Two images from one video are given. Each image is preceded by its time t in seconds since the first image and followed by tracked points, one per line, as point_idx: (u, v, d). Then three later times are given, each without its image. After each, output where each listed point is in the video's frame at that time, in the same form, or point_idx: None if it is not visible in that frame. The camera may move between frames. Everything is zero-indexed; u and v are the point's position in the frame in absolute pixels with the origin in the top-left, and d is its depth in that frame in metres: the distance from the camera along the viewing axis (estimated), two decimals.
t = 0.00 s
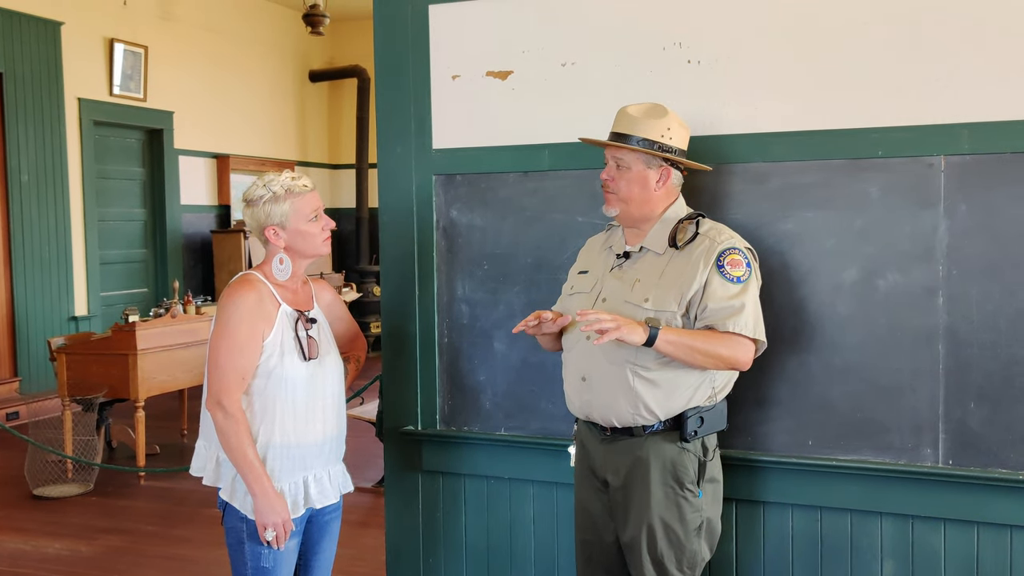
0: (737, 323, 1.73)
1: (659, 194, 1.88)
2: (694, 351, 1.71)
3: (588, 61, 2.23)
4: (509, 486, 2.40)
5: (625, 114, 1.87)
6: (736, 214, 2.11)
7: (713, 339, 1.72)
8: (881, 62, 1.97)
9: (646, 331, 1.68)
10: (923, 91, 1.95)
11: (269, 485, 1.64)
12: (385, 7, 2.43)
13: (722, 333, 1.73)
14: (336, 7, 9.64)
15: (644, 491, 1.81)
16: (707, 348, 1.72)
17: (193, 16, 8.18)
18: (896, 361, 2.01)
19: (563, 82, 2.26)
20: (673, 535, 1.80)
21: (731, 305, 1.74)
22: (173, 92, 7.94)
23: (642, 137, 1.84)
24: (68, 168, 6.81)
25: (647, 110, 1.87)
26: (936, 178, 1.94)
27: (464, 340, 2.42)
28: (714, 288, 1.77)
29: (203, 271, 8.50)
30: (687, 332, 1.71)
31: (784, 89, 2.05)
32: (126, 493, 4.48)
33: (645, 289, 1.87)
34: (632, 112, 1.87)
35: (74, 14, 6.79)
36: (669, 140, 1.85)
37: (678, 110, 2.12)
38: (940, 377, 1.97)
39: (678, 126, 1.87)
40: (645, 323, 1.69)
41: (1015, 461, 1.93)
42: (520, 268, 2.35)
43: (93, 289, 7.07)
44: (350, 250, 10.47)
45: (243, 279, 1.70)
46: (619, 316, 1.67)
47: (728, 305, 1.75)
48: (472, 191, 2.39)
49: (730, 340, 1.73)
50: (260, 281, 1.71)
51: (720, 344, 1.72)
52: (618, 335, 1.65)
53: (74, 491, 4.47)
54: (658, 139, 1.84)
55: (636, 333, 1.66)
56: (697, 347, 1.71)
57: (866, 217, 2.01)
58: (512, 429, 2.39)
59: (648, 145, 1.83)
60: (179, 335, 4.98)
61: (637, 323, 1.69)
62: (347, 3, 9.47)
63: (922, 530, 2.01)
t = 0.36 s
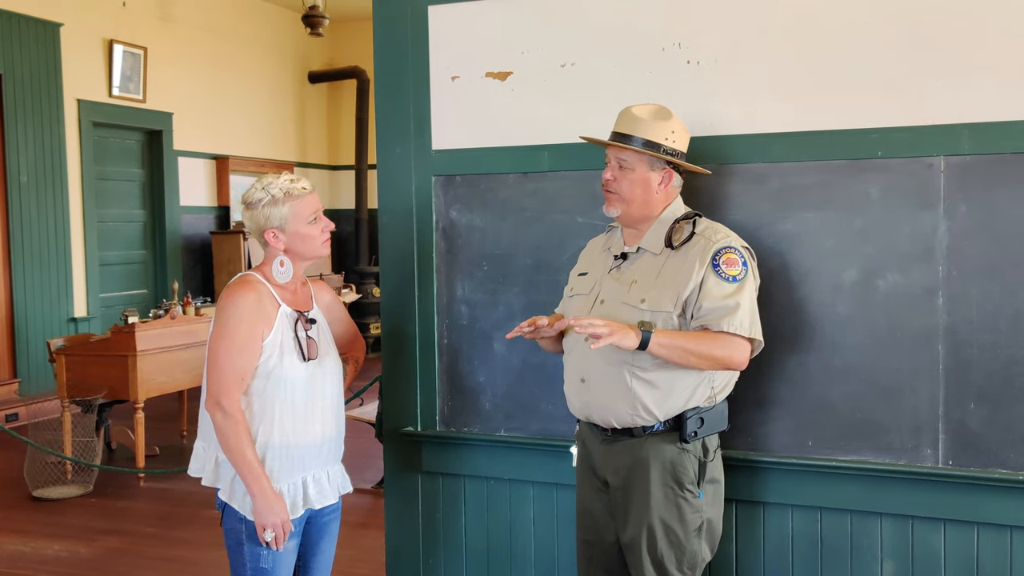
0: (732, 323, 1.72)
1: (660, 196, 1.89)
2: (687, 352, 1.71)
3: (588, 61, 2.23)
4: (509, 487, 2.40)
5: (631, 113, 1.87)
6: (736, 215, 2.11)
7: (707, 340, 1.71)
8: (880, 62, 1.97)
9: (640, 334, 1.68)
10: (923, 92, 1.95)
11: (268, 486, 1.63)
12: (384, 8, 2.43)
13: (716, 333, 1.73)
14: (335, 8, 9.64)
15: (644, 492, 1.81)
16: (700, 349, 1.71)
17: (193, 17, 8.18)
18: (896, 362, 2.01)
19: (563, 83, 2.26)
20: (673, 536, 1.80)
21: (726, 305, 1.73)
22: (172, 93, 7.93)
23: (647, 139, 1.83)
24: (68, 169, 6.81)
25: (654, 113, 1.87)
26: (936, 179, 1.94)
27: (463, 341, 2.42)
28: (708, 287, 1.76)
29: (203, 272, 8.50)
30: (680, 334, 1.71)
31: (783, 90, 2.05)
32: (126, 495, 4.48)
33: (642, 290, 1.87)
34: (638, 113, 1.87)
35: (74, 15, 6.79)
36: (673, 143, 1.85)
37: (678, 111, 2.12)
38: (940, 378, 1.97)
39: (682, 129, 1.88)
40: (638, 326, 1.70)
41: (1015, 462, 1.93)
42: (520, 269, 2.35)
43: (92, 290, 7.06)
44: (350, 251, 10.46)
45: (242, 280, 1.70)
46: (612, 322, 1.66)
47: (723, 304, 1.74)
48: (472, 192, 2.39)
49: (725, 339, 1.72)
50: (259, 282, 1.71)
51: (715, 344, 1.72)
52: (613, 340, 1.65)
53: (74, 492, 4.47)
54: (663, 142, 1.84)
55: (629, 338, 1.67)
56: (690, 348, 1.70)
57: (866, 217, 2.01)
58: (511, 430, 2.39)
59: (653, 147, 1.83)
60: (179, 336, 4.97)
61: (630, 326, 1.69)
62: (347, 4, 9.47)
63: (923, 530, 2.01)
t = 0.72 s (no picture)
0: (732, 325, 1.72)
1: (656, 197, 1.88)
2: (688, 356, 1.71)
3: (587, 63, 2.23)
4: (508, 488, 2.40)
5: (622, 115, 1.87)
6: (735, 216, 2.11)
7: (707, 343, 1.71)
8: (879, 63, 1.98)
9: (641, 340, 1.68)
10: (921, 93, 1.95)
11: (267, 488, 1.63)
12: (383, 9, 2.43)
13: (717, 336, 1.73)
14: (334, 9, 9.65)
15: (644, 493, 1.81)
16: (701, 352, 1.71)
17: (192, 19, 8.18)
18: (895, 363, 2.01)
19: (562, 84, 2.26)
20: (672, 537, 1.80)
21: (726, 307, 1.73)
22: (171, 95, 7.94)
23: (640, 140, 1.83)
24: (67, 170, 6.81)
25: (645, 113, 1.87)
26: (935, 179, 1.95)
27: (463, 342, 2.42)
28: (708, 289, 1.76)
29: (202, 273, 8.50)
30: (680, 338, 1.71)
31: (782, 91, 2.05)
32: (126, 496, 4.48)
33: (641, 292, 1.87)
34: (629, 115, 1.87)
35: (73, 16, 6.79)
36: (667, 142, 1.84)
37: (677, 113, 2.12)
38: (939, 378, 1.97)
39: (675, 128, 1.87)
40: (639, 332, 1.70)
41: (1015, 463, 1.93)
42: (519, 270, 2.35)
43: (92, 291, 7.06)
44: (349, 252, 10.47)
45: (241, 282, 1.69)
46: (613, 330, 1.67)
47: (722, 307, 1.73)
48: (471, 193, 2.39)
49: (725, 342, 1.72)
50: (258, 284, 1.71)
51: (715, 347, 1.72)
52: (615, 349, 1.65)
53: (73, 493, 4.47)
54: (656, 141, 1.83)
55: (630, 345, 1.67)
56: (691, 352, 1.70)
57: (864, 218, 2.01)
58: (511, 431, 2.39)
59: (645, 148, 1.83)
60: (178, 337, 4.97)
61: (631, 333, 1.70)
62: (346, 5, 9.48)
63: (922, 531, 2.01)
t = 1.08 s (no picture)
0: (731, 326, 1.72)
1: (654, 198, 1.88)
2: (688, 357, 1.71)
3: (586, 64, 2.23)
4: (508, 489, 2.40)
5: (619, 117, 1.87)
6: (734, 216, 2.11)
7: (707, 344, 1.71)
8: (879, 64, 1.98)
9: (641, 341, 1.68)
10: (920, 94, 1.95)
11: (269, 490, 1.63)
12: (383, 10, 2.43)
13: (717, 337, 1.73)
14: (334, 10, 9.65)
15: (644, 494, 1.81)
16: (701, 353, 1.71)
17: (191, 20, 8.18)
18: (894, 364, 2.01)
19: (562, 85, 2.26)
20: (672, 538, 1.80)
21: (725, 308, 1.73)
22: (171, 96, 7.94)
23: (637, 142, 1.83)
24: (66, 172, 6.81)
25: (641, 115, 1.87)
26: (934, 180, 1.95)
27: (462, 343, 2.42)
28: (707, 290, 1.76)
29: (201, 275, 8.50)
30: (680, 340, 1.71)
31: (781, 92, 2.05)
32: (125, 497, 4.48)
33: (639, 294, 1.87)
34: (626, 116, 1.87)
35: (72, 17, 6.79)
36: (664, 143, 1.84)
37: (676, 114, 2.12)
38: (939, 379, 1.97)
39: (672, 128, 1.87)
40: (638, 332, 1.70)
41: (1015, 463, 1.93)
42: (519, 271, 2.35)
43: (91, 292, 7.06)
44: (349, 253, 10.47)
45: (242, 283, 1.69)
46: (612, 331, 1.67)
47: (722, 308, 1.74)
48: (470, 195, 2.39)
49: (725, 343, 1.73)
50: (259, 284, 1.71)
51: (714, 349, 1.72)
52: (615, 350, 1.65)
53: (73, 495, 4.47)
54: (653, 143, 1.83)
55: (631, 346, 1.66)
56: (691, 353, 1.71)
57: (864, 219, 2.01)
58: (511, 432, 2.39)
59: (642, 150, 1.83)
60: (178, 339, 4.97)
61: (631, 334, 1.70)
62: (346, 7, 9.48)
63: (922, 532, 2.01)
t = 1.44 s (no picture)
0: (729, 326, 1.72)
1: (653, 199, 1.89)
2: (684, 356, 1.71)
3: (586, 65, 2.23)
4: (507, 490, 2.40)
5: (616, 119, 1.87)
6: (733, 218, 2.11)
7: (703, 344, 1.71)
8: (877, 65, 1.98)
9: (634, 334, 1.69)
10: (918, 95, 1.95)
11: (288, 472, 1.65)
12: (383, 11, 2.43)
13: (714, 337, 1.73)
14: (333, 12, 9.66)
15: (642, 495, 1.81)
16: (697, 353, 1.71)
17: (191, 21, 8.18)
18: (893, 364, 2.01)
19: (561, 86, 2.26)
20: (670, 539, 1.80)
21: (723, 309, 1.73)
22: (170, 98, 7.94)
23: (635, 143, 1.83)
24: (66, 173, 6.81)
25: (638, 116, 1.87)
26: (933, 181, 1.95)
27: (462, 344, 2.42)
28: (706, 291, 1.76)
29: (201, 276, 8.50)
30: (676, 337, 1.71)
31: (780, 93, 2.06)
32: (125, 498, 4.48)
33: (639, 294, 1.87)
34: (623, 118, 1.87)
35: (72, 19, 6.80)
36: (662, 144, 1.85)
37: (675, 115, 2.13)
38: (938, 380, 1.98)
39: (670, 129, 1.87)
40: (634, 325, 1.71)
41: (1014, 464, 1.93)
42: (518, 272, 2.35)
43: (90, 293, 7.06)
44: (348, 255, 10.47)
45: (238, 286, 1.70)
46: (610, 319, 1.68)
47: (720, 308, 1.74)
48: (469, 196, 2.39)
49: (721, 343, 1.73)
50: (255, 287, 1.71)
51: (711, 349, 1.72)
52: (607, 338, 1.66)
53: (72, 496, 4.46)
54: (652, 144, 1.84)
55: (623, 337, 1.67)
56: (686, 351, 1.71)
57: (863, 220, 2.01)
58: (510, 433, 2.39)
59: (641, 150, 1.83)
60: (177, 340, 4.97)
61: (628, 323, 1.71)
62: (345, 8, 9.49)
63: (921, 533, 2.01)
